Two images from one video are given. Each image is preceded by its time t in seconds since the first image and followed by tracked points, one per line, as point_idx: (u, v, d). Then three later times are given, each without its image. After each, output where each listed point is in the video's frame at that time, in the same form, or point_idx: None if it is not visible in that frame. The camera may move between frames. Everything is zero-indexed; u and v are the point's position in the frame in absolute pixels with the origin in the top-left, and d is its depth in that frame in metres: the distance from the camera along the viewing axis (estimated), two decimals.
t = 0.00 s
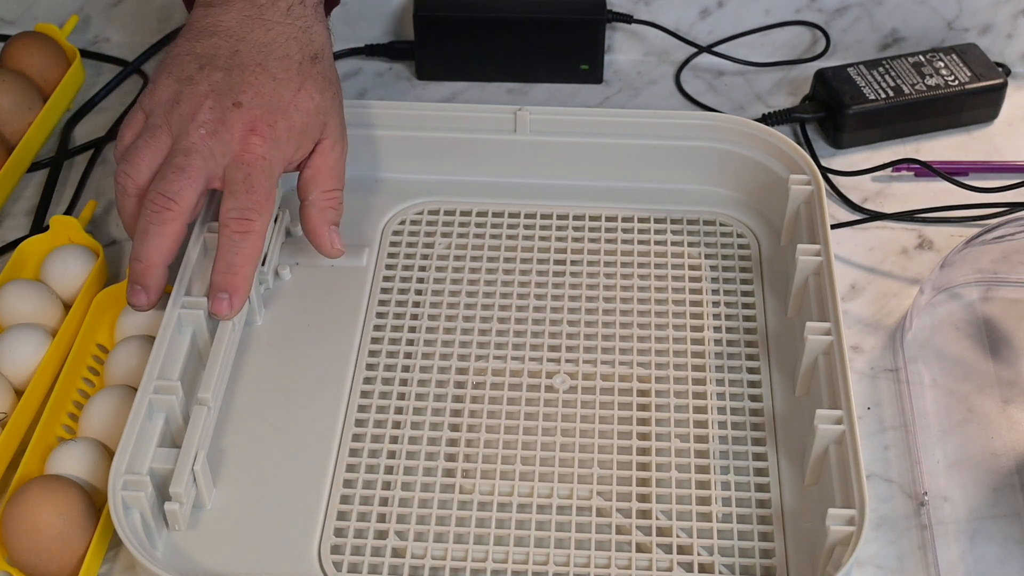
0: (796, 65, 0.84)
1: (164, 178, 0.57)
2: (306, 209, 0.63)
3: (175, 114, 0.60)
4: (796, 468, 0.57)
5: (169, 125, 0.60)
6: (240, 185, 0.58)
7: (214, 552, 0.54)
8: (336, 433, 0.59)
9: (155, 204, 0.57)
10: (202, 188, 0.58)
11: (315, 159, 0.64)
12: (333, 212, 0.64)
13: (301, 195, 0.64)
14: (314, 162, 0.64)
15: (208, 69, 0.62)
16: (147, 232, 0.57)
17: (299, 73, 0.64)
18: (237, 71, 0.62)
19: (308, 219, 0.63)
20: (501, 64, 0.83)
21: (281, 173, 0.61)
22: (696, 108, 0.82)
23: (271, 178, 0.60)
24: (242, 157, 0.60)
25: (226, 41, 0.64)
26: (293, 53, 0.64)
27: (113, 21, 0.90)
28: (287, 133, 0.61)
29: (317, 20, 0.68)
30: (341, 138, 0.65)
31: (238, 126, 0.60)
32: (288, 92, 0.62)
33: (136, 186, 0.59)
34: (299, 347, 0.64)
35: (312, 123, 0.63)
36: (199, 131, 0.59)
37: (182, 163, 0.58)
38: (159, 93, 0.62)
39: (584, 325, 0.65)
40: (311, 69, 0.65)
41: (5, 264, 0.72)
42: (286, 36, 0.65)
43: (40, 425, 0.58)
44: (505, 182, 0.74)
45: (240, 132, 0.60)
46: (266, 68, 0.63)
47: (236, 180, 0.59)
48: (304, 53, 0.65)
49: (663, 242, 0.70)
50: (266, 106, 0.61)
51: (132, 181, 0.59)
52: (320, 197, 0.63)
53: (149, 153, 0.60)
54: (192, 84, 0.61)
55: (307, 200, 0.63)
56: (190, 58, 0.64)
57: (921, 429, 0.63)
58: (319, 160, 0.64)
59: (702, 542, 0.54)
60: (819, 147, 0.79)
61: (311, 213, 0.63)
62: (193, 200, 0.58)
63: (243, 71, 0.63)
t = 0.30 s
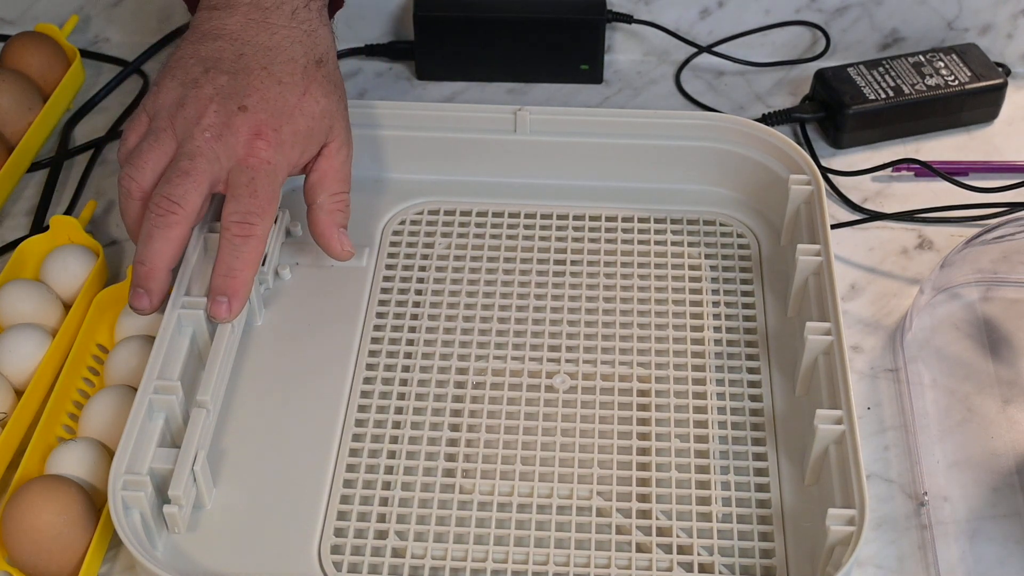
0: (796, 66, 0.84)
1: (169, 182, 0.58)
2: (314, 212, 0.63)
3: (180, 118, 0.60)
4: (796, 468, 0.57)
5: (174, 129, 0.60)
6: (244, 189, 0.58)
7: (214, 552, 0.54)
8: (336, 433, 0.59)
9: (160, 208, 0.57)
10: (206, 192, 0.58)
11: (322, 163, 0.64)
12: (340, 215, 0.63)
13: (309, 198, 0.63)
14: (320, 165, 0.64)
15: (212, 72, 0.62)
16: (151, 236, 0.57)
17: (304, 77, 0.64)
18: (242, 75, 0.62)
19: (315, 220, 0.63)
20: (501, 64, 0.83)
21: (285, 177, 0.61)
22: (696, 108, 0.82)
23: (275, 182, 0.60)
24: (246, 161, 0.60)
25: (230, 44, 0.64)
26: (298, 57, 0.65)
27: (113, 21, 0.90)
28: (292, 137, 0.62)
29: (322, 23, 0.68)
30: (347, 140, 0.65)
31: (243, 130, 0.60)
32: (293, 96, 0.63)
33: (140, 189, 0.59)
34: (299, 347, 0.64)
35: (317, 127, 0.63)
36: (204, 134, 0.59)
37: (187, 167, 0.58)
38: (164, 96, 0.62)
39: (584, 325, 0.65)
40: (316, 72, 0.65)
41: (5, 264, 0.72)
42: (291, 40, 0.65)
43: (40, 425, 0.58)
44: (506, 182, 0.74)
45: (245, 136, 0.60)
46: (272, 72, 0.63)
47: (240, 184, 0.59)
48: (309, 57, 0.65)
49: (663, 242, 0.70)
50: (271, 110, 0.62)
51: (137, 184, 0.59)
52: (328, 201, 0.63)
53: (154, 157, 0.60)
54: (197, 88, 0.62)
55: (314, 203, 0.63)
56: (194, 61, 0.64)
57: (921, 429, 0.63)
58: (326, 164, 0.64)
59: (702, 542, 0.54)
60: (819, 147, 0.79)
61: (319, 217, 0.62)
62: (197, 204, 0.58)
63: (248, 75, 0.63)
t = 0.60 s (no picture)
0: (796, 66, 0.84)
1: (170, 182, 0.58)
2: (318, 213, 0.63)
3: (182, 119, 0.61)
4: (796, 468, 0.57)
5: (176, 129, 0.60)
6: (245, 189, 0.58)
7: (214, 552, 0.54)
8: (336, 434, 0.59)
9: (162, 207, 0.57)
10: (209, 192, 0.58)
11: (325, 164, 0.63)
12: (344, 215, 0.63)
13: (312, 199, 0.63)
14: (323, 166, 0.64)
15: (215, 73, 0.62)
16: (153, 237, 0.57)
17: (307, 77, 0.64)
18: (244, 75, 0.62)
19: (320, 221, 0.63)
20: (501, 64, 0.83)
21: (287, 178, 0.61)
22: (696, 108, 0.82)
23: (276, 183, 0.60)
24: (248, 161, 0.60)
25: (233, 44, 0.64)
26: (300, 58, 0.65)
27: (113, 21, 0.90)
28: (294, 137, 0.62)
29: (324, 23, 0.68)
30: (350, 141, 0.65)
31: (245, 130, 0.60)
32: (295, 97, 0.63)
33: (144, 189, 0.59)
34: (299, 347, 0.64)
35: (320, 127, 0.63)
36: (207, 135, 0.60)
37: (189, 167, 0.58)
38: (166, 97, 0.62)
39: (583, 325, 0.65)
40: (318, 73, 0.65)
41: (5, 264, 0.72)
42: (293, 40, 0.65)
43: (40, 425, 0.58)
44: (506, 182, 0.74)
45: (247, 137, 0.60)
46: (274, 73, 0.63)
47: (241, 183, 0.59)
48: (311, 57, 0.65)
49: (663, 242, 0.70)
50: (273, 111, 0.61)
51: (140, 184, 0.59)
52: (332, 201, 0.63)
53: (157, 157, 0.60)
54: (200, 88, 0.62)
55: (319, 204, 0.63)
56: (197, 62, 0.64)
57: (921, 429, 0.63)
58: (328, 164, 0.64)
59: (702, 542, 0.54)
60: (819, 147, 0.79)
61: (323, 218, 0.63)
62: (199, 204, 0.58)
63: (251, 75, 0.63)
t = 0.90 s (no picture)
0: (796, 66, 0.84)
1: (170, 182, 0.58)
2: (318, 213, 0.63)
3: (182, 119, 0.60)
4: (796, 468, 0.57)
5: (176, 130, 0.60)
6: (245, 190, 0.58)
7: (215, 552, 0.54)
8: (336, 434, 0.59)
9: (162, 208, 0.57)
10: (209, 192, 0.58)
11: (325, 164, 0.63)
12: (344, 215, 0.63)
13: (312, 199, 0.63)
14: (323, 166, 0.64)
15: (215, 73, 0.62)
16: (154, 237, 0.57)
17: (307, 78, 0.64)
18: (244, 76, 0.62)
19: (320, 224, 0.63)
20: (501, 64, 0.83)
21: (287, 178, 0.61)
22: (696, 108, 0.82)
23: (276, 183, 0.60)
24: (248, 161, 0.60)
25: (233, 45, 0.64)
26: (300, 58, 0.65)
27: (114, 21, 0.90)
28: (294, 138, 0.62)
29: (324, 23, 0.68)
30: (349, 141, 0.65)
31: (245, 130, 0.60)
32: (295, 97, 0.63)
33: (144, 190, 0.59)
34: (299, 348, 0.64)
35: (319, 127, 0.63)
36: (206, 135, 0.59)
37: (189, 167, 0.58)
38: (166, 97, 0.62)
39: (584, 325, 0.65)
40: (318, 73, 0.65)
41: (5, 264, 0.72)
42: (293, 40, 0.65)
43: (40, 425, 0.58)
44: (506, 182, 0.74)
45: (247, 137, 0.60)
46: (274, 73, 0.63)
47: (241, 184, 0.59)
48: (311, 58, 0.65)
49: (663, 242, 0.70)
50: (273, 111, 0.61)
51: (139, 185, 0.59)
52: (331, 202, 0.63)
53: (157, 157, 0.60)
54: (199, 89, 0.62)
55: (319, 204, 0.63)
56: (197, 62, 0.64)
57: (921, 429, 0.63)
58: (328, 164, 0.64)
59: (702, 542, 0.54)
60: (819, 147, 0.79)
61: (323, 219, 0.63)
62: (200, 205, 0.58)
63: (251, 76, 0.63)
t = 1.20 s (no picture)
0: (796, 65, 0.84)
1: (168, 181, 0.58)
2: (315, 213, 0.63)
3: (179, 118, 0.60)
4: (796, 468, 0.57)
5: (173, 129, 0.60)
6: (242, 187, 0.58)
7: (215, 552, 0.54)
8: (336, 434, 0.59)
9: (159, 206, 0.57)
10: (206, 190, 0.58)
11: (323, 163, 0.63)
12: (342, 215, 0.63)
13: (310, 199, 0.63)
14: (321, 166, 0.64)
15: (212, 72, 0.62)
16: (152, 236, 0.57)
17: (305, 75, 0.64)
18: (242, 74, 0.62)
19: (318, 224, 0.63)
20: (501, 64, 0.83)
21: (284, 175, 0.61)
22: (696, 108, 0.82)
23: (273, 180, 0.60)
24: (245, 159, 0.60)
25: (231, 43, 0.64)
26: (298, 56, 0.65)
27: (114, 21, 0.90)
28: (291, 136, 0.62)
29: (322, 22, 0.68)
30: (347, 140, 0.65)
31: (242, 128, 0.60)
32: (293, 95, 0.63)
33: (143, 190, 0.59)
34: (299, 348, 0.64)
35: (317, 125, 0.63)
36: (204, 133, 0.59)
37: (186, 165, 0.58)
38: (164, 97, 0.62)
39: (583, 325, 0.65)
40: (316, 71, 0.65)
41: (5, 264, 0.72)
42: (291, 39, 0.65)
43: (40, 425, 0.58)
44: (507, 182, 0.74)
45: (244, 134, 0.60)
46: (272, 71, 0.63)
47: (238, 182, 0.59)
48: (309, 56, 0.65)
49: (663, 242, 0.70)
50: (270, 109, 0.61)
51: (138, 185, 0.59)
52: (330, 200, 0.63)
53: (155, 157, 0.60)
54: (197, 87, 0.62)
55: (316, 204, 0.63)
56: (194, 61, 0.64)
57: (921, 429, 0.63)
58: (326, 163, 0.64)
59: (702, 542, 0.54)
60: (819, 147, 0.79)
61: (320, 218, 0.63)
62: (197, 203, 0.58)
63: (248, 74, 0.63)
